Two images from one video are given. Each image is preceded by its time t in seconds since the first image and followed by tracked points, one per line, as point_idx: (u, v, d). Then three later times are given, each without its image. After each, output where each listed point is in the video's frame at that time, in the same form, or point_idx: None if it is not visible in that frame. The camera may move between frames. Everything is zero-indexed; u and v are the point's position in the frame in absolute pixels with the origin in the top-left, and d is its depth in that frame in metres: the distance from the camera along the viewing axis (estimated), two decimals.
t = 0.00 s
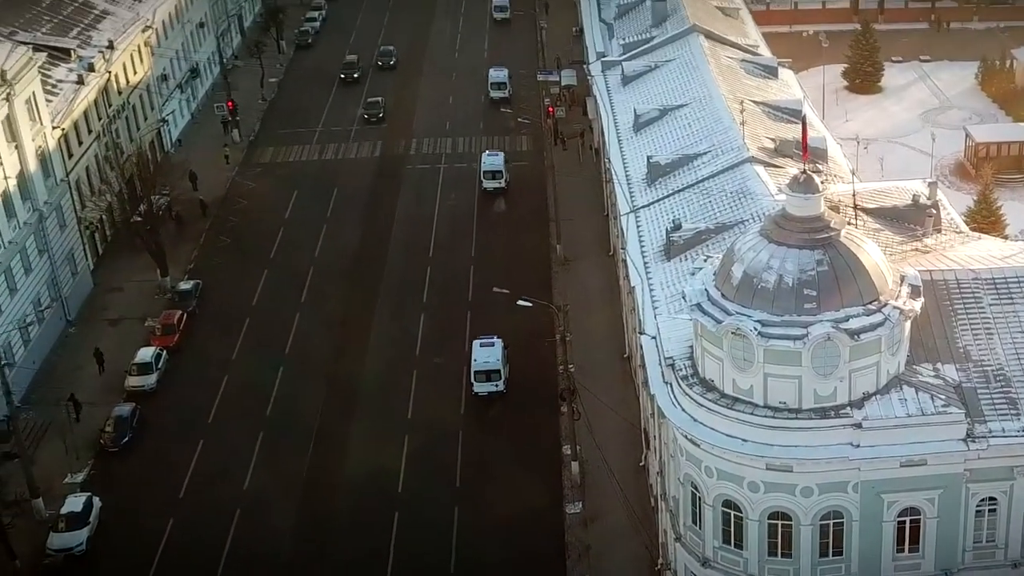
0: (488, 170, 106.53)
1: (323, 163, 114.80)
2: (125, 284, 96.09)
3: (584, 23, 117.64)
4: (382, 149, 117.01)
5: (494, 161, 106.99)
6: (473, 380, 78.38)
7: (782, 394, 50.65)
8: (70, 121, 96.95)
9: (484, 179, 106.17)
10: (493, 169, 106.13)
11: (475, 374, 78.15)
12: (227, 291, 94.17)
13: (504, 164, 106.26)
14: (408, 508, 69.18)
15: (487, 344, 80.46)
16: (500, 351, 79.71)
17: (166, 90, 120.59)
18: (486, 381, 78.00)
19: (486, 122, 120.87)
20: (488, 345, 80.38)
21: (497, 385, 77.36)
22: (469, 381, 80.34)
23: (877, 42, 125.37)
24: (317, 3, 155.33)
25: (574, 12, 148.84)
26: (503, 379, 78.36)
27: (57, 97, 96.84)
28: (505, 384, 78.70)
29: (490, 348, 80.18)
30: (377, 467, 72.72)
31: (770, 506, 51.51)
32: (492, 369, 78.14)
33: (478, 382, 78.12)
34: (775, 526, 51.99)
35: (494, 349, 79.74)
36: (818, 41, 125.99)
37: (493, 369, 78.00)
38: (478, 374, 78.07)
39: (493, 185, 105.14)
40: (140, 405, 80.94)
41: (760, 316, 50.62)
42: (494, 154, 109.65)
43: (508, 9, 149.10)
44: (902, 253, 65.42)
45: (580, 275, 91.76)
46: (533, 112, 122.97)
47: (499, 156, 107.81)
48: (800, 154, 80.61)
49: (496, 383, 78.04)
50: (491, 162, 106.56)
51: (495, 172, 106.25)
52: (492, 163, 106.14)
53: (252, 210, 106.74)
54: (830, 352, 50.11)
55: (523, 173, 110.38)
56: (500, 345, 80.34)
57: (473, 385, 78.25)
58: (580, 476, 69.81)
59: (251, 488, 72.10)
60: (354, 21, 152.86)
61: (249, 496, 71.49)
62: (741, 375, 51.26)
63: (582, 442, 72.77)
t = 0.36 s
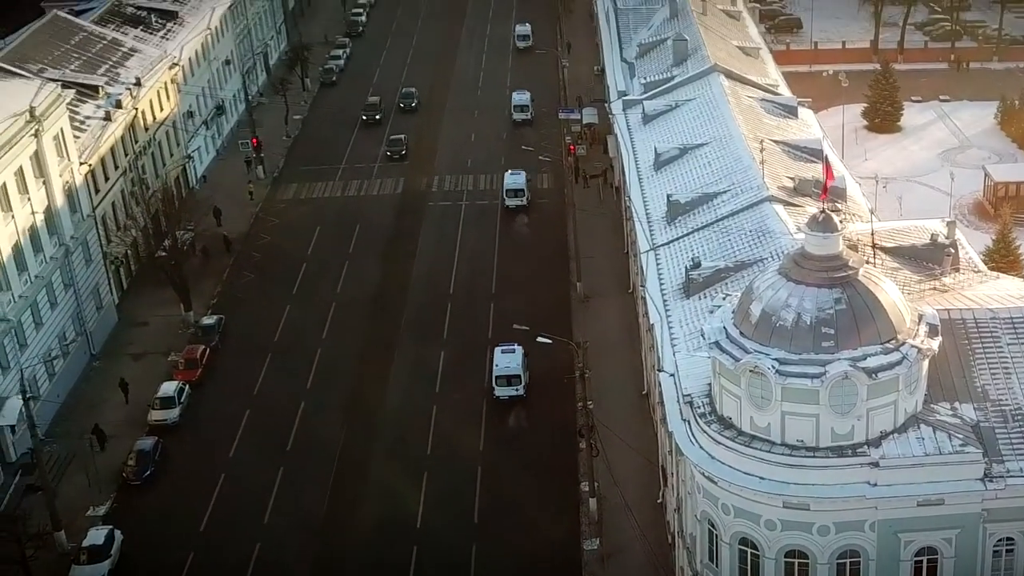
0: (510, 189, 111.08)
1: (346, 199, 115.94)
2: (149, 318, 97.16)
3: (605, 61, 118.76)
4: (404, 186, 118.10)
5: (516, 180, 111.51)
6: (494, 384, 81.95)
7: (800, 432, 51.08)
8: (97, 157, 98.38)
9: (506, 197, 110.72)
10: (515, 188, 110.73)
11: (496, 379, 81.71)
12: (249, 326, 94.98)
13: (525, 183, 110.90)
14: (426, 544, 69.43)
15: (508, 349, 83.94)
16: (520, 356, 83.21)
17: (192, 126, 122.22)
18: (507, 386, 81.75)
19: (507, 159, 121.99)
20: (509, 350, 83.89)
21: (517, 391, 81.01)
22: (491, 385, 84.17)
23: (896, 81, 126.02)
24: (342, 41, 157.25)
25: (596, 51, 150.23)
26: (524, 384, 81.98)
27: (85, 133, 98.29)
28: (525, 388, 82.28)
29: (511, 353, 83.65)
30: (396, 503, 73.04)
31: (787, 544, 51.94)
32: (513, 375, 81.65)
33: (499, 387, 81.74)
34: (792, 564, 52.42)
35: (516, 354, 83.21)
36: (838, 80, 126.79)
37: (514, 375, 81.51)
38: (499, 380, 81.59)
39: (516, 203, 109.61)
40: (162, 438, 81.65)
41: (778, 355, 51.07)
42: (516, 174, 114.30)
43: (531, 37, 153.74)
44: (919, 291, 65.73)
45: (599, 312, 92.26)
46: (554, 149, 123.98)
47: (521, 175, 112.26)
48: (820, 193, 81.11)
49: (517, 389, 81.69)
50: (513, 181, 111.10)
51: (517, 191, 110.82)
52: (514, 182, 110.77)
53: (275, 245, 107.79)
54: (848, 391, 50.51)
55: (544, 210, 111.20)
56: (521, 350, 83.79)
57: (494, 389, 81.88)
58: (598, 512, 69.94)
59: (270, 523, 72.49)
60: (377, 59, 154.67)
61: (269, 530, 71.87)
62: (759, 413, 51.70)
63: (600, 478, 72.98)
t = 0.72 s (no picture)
0: (536, 207, 115.51)
1: (371, 234, 117.05)
2: (176, 351, 98.30)
3: (630, 98, 119.71)
4: (429, 221, 119.10)
5: (542, 198, 115.94)
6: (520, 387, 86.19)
7: (820, 469, 51.67)
8: (128, 192, 99.87)
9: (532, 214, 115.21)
10: (540, 206, 115.21)
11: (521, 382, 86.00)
12: (274, 359, 95.81)
13: (551, 201, 115.37)
14: None
15: (534, 357, 88.37)
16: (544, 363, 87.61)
17: (221, 161, 123.87)
18: (531, 390, 85.90)
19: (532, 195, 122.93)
20: (534, 358, 88.38)
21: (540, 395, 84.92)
22: (518, 391, 88.21)
23: (920, 119, 126.38)
24: (370, 78, 159.06)
25: (621, 88, 151.29)
26: (548, 389, 86.11)
27: (116, 168, 99.83)
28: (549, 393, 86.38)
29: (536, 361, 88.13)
30: (417, 536, 73.40)
31: None
32: (537, 379, 85.93)
33: (524, 391, 85.97)
34: None
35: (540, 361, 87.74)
36: (861, 118, 127.21)
37: (539, 379, 85.76)
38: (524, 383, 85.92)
39: (542, 221, 114.05)
40: (187, 470, 82.47)
41: (799, 391, 51.56)
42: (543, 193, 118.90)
43: (558, 67, 158.41)
44: (941, 329, 65.90)
45: (622, 348, 92.72)
46: (578, 186, 124.78)
47: (547, 194, 116.69)
48: (843, 230, 81.42)
49: (541, 392, 85.83)
50: (539, 200, 115.58)
51: (542, 208, 115.29)
52: (540, 201, 115.26)
53: (301, 280, 108.88)
54: (868, 429, 50.97)
55: (568, 245, 111.93)
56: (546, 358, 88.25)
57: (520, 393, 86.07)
58: (618, 547, 70.26)
59: (291, 556, 72.96)
60: (405, 96, 156.31)
61: (291, 562, 72.39)
62: (779, 450, 52.26)
63: (621, 513, 73.27)
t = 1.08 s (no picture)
0: (564, 224, 120.53)
1: (398, 267, 118.08)
2: (205, 382, 99.37)
3: (656, 134, 120.53)
4: (456, 255, 120.08)
5: (569, 215, 120.82)
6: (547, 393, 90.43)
7: (842, 505, 52.06)
8: (159, 224, 101.37)
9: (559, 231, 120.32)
10: (568, 223, 120.10)
11: (548, 387, 90.31)
12: (301, 391, 96.70)
13: (578, 218, 120.15)
14: None
15: (559, 364, 92.69)
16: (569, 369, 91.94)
17: (251, 194, 125.45)
18: (557, 395, 90.08)
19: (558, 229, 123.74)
20: (559, 364, 92.79)
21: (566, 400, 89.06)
22: (542, 424, 88.83)
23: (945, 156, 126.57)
24: (399, 112, 160.62)
25: (647, 124, 152.24)
26: (573, 394, 90.35)
27: (148, 200, 101.32)
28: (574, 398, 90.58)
29: (562, 367, 92.50)
30: (440, 569, 73.76)
31: None
32: (564, 385, 90.19)
33: (551, 396, 90.21)
34: None
35: (566, 367, 92.16)
36: (886, 154, 127.47)
37: (565, 384, 90.01)
38: (551, 388, 90.20)
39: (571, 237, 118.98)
40: (214, 500, 83.25)
41: (821, 427, 51.90)
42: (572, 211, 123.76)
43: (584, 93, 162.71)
44: (964, 366, 66.00)
45: (646, 381, 93.06)
46: (604, 221, 125.43)
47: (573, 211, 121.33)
48: (867, 266, 81.77)
49: (567, 397, 90.09)
50: (566, 217, 120.50)
51: (569, 225, 120.14)
52: (567, 218, 120.17)
53: (328, 312, 109.93)
54: (890, 465, 51.25)
55: (593, 279, 112.53)
56: (571, 365, 92.64)
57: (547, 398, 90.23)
58: None
59: None
60: (433, 130, 157.76)
61: None
62: (801, 485, 52.62)
63: (643, 547, 73.49)
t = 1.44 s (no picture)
0: (593, 241, 125.33)
1: (427, 300, 119.06)
2: (235, 412, 100.38)
3: (683, 169, 121.25)
4: (484, 287, 120.97)
5: (598, 233, 125.66)
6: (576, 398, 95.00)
7: (866, 540, 52.50)
8: (192, 255, 102.83)
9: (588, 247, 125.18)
10: (597, 240, 124.95)
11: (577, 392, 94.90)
12: (329, 422, 97.55)
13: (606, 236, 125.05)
14: None
15: (587, 371, 97.28)
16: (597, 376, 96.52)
17: (283, 227, 126.99)
18: (586, 400, 94.67)
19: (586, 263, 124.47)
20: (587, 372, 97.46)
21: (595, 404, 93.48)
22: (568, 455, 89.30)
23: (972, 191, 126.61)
24: (430, 146, 162.19)
25: (675, 159, 153.03)
26: (601, 399, 94.91)
27: (182, 232, 102.83)
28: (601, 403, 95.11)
29: (590, 374, 97.10)
30: None
31: None
32: (592, 390, 94.76)
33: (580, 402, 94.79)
34: None
35: (594, 373, 96.82)
36: (912, 190, 127.56)
37: (593, 390, 94.58)
38: (580, 393, 94.79)
39: (600, 253, 123.51)
40: (242, 530, 83.96)
41: (845, 461, 52.24)
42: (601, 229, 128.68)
43: (614, 119, 168.20)
44: (989, 402, 66.11)
45: (672, 415, 93.35)
46: (632, 255, 126.03)
47: (602, 230, 126.28)
48: (892, 300, 82.24)
49: (594, 402, 94.66)
50: (595, 235, 125.34)
51: (598, 242, 124.99)
52: (596, 235, 125.01)
53: (357, 344, 110.90)
54: (915, 499, 51.58)
55: (620, 313, 113.03)
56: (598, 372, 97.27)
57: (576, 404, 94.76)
58: None
59: None
60: (463, 164, 159.18)
61: None
62: (825, 519, 53.01)
63: None
